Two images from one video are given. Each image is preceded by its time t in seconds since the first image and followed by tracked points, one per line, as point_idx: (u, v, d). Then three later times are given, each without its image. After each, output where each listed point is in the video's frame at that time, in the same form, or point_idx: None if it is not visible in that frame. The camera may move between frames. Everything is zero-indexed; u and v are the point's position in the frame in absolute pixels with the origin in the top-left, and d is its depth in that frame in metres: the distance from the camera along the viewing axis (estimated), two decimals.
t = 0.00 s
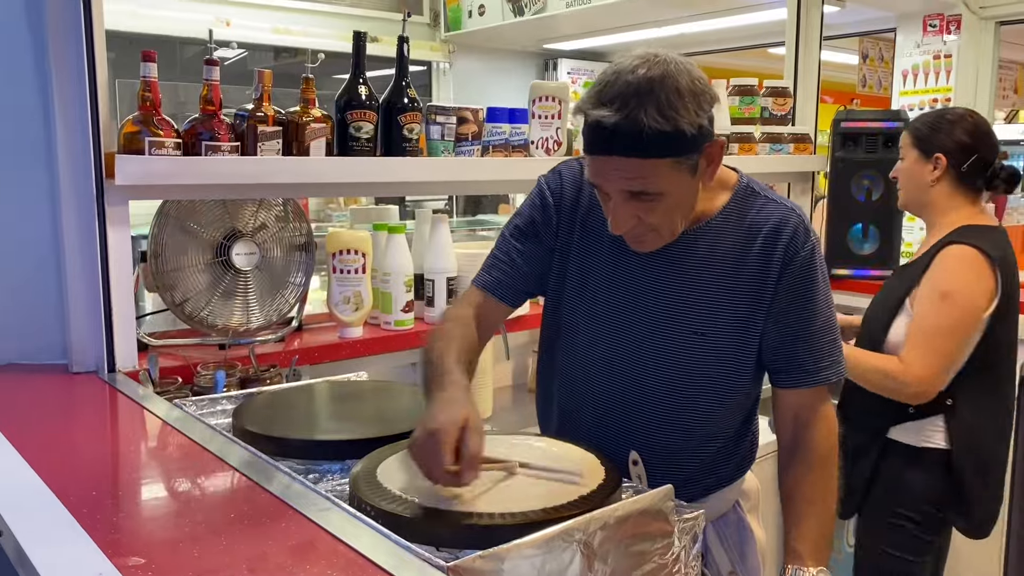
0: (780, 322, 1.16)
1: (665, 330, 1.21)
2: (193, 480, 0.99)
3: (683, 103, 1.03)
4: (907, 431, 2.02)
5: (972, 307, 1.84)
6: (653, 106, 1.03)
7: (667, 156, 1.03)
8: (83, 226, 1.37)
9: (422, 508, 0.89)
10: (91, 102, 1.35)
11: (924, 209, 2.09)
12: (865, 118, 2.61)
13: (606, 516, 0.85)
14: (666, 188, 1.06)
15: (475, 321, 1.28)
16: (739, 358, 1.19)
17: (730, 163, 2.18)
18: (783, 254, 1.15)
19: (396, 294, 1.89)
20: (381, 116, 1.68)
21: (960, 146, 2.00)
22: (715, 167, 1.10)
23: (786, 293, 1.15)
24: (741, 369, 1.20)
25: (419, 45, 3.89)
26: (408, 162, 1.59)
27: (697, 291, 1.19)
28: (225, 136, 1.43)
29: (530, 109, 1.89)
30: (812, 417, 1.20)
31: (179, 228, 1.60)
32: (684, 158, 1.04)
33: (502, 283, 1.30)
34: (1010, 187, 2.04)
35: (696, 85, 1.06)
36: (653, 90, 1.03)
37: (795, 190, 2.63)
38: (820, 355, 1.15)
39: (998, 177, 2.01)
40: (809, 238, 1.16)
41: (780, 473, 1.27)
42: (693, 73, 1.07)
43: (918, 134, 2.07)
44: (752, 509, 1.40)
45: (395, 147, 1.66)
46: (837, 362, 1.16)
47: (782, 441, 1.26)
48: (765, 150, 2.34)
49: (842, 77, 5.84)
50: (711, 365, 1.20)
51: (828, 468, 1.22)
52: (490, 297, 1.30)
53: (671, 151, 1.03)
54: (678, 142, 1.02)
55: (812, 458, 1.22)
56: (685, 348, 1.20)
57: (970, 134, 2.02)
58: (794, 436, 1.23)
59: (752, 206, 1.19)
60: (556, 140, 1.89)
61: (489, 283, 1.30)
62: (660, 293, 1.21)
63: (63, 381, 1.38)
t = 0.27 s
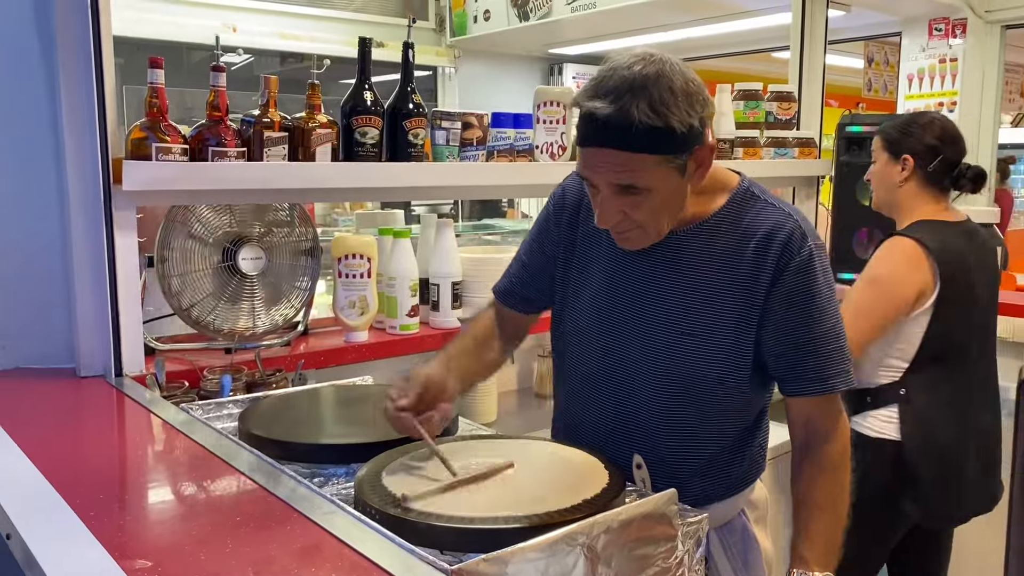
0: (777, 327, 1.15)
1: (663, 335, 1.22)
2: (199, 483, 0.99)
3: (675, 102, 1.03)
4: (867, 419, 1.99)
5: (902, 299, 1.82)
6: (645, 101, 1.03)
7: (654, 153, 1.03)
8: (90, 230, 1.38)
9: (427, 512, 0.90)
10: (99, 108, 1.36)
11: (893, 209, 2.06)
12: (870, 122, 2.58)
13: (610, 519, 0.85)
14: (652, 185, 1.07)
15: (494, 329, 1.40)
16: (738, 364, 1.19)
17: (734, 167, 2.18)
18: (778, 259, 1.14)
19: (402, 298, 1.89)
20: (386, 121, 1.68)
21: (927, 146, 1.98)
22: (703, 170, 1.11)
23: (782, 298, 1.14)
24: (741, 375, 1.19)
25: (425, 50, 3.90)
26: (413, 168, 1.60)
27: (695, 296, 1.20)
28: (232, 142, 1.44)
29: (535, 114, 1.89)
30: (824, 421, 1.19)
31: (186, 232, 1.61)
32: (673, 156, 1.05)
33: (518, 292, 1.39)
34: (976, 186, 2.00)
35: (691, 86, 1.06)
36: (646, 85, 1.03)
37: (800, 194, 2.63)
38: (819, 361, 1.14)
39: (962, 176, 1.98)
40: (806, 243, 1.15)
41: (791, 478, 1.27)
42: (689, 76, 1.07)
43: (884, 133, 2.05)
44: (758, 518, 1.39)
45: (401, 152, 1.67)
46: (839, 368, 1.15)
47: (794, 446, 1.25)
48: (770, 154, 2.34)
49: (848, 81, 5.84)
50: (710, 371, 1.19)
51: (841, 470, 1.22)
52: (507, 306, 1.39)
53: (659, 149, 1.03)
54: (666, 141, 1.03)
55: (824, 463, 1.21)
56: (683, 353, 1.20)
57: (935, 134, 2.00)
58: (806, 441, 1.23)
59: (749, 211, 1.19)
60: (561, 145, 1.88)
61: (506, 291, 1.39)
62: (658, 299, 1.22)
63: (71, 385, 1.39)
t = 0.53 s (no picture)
0: (789, 335, 1.16)
1: (676, 343, 1.22)
2: (207, 488, 1.00)
3: (674, 121, 1.03)
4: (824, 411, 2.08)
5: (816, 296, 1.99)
6: (643, 118, 1.03)
7: (651, 170, 1.04)
8: (100, 235, 1.39)
9: (435, 516, 0.90)
10: (109, 114, 1.37)
11: (852, 208, 2.16)
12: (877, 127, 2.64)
13: (617, 524, 0.85)
14: (648, 201, 1.08)
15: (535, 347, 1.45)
16: (750, 372, 1.19)
17: (741, 171, 2.19)
18: (790, 267, 1.15)
19: (409, 303, 1.90)
20: (394, 127, 1.69)
21: (882, 148, 2.09)
22: (705, 185, 1.11)
23: (794, 306, 1.15)
24: (753, 383, 1.19)
25: (430, 55, 3.91)
26: (420, 173, 1.60)
27: (707, 303, 1.20)
28: (240, 147, 1.45)
29: (541, 120, 1.90)
30: (836, 429, 1.19)
31: (195, 237, 1.62)
32: (670, 174, 1.05)
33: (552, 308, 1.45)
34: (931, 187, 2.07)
35: (692, 103, 1.05)
36: (645, 103, 1.03)
37: (806, 199, 2.63)
38: (828, 367, 1.15)
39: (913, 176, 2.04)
40: (818, 251, 1.15)
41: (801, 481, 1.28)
42: (693, 92, 1.06)
43: (845, 137, 2.17)
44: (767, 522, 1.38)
45: (408, 158, 1.68)
46: (848, 375, 1.16)
47: (806, 451, 1.26)
48: (776, 159, 2.34)
49: (854, 85, 5.84)
50: (722, 379, 1.20)
51: (851, 477, 1.23)
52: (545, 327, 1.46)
53: (655, 166, 1.04)
54: (662, 159, 1.03)
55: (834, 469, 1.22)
56: (696, 360, 1.20)
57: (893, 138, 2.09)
58: (816, 446, 1.24)
59: (761, 218, 1.19)
60: (567, 150, 1.90)
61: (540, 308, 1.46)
62: (670, 307, 1.23)
63: (80, 389, 1.40)
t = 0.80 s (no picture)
0: (795, 337, 1.17)
1: (684, 346, 1.22)
2: (215, 493, 1.00)
3: (690, 123, 1.04)
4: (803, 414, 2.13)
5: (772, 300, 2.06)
6: (661, 127, 1.04)
7: (675, 175, 1.04)
8: (109, 241, 1.40)
9: (442, 523, 0.91)
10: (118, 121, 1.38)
11: (820, 219, 2.17)
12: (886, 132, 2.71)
13: (624, 531, 0.85)
14: (675, 207, 1.08)
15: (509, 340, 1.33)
16: (759, 376, 1.20)
17: (746, 177, 2.19)
18: (798, 271, 1.16)
19: (415, 309, 1.90)
20: (401, 133, 1.70)
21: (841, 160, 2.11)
22: (726, 180, 1.12)
23: (801, 309, 1.16)
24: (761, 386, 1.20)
25: (436, 61, 3.92)
26: (426, 179, 1.61)
27: (715, 307, 1.20)
28: (248, 154, 1.45)
29: (548, 126, 1.90)
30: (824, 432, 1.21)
31: (203, 243, 1.63)
32: (693, 175, 1.06)
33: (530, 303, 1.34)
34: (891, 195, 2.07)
35: (702, 104, 1.06)
36: (659, 110, 1.04)
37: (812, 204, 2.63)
38: (830, 368, 1.17)
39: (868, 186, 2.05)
40: (824, 254, 1.17)
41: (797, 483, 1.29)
42: (699, 93, 1.08)
43: (813, 150, 2.19)
44: (771, 524, 1.37)
45: (415, 164, 1.68)
46: (846, 376, 1.18)
47: (800, 454, 1.27)
48: (782, 165, 2.35)
49: (860, 90, 5.83)
50: (731, 382, 1.20)
51: (843, 481, 1.23)
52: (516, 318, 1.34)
53: (679, 170, 1.04)
54: (686, 162, 1.04)
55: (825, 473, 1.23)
56: (705, 363, 1.21)
57: (854, 150, 2.10)
58: (807, 449, 1.25)
59: (767, 223, 1.20)
60: (574, 156, 1.90)
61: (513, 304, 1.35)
62: (678, 311, 1.22)
63: (89, 395, 1.41)
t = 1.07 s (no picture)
0: (796, 345, 1.16)
1: (682, 353, 1.23)
2: (221, 498, 1.01)
3: (686, 119, 1.05)
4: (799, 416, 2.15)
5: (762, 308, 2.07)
6: (656, 118, 1.05)
7: (668, 169, 1.05)
8: (116, 247, 1.41)
9: (448, 529, 0.91)
10: (126, 127, 1.39)
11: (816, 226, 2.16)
12: (896, 139, 2.70)
13: (629, 538, 0.86)
14: (668, 203, 1.08)
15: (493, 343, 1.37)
16: (757, 383, 1.19)
17: (750, 183, 2.19)
18: (796, 278, 1.15)
19: (420, 314, 1.91)
20: (406, 140, 1.71)
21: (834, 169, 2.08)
22: (719, 185, 1.12)
23: (801, 317, 1.16)
24: (760, 393, 1.20)
25: (441, 66, 3.94)
26: (431, 186, 1.62)
27: (712, 314, 1.21)
28: (255, 161, 1.46)
29: (552, 132, 1.90)
30: (838, 441, 1.19)
31: (209, 248, 1.64)
32: (686, 172, 1.06)
33: (522, 309, 1.38)
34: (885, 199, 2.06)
35: (699, 103, 1.08)
36: (655, 105, 1.06)
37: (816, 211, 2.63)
38: (835, 378, 1.15)
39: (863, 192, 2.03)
40: (824, 262, 1.16)
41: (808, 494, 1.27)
42: (699, 94, 1.09)
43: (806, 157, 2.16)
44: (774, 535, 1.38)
45: (420, 170, 1.69)
46: (854, 385, 1.16)
47: (812, 463, 1.25)
48: (786, 171, 2.35)
49: (864, 96, 5.84)
50: (728, 389, 1.20)
51: (858, 490, 1.22)
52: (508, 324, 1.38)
53: (672, 164, 1.05)
54: (679, 156, 1.04)
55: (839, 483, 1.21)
56: (702, 370, 1.21)
57: (848, 157, 2.08)
58: (822, 458, 1.22)
59: (767, 230, 1.20)
60: (578, 162, 1.91)
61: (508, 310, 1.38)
62: (676, 318, 1.23)
63: (96, 400, 1.41)
